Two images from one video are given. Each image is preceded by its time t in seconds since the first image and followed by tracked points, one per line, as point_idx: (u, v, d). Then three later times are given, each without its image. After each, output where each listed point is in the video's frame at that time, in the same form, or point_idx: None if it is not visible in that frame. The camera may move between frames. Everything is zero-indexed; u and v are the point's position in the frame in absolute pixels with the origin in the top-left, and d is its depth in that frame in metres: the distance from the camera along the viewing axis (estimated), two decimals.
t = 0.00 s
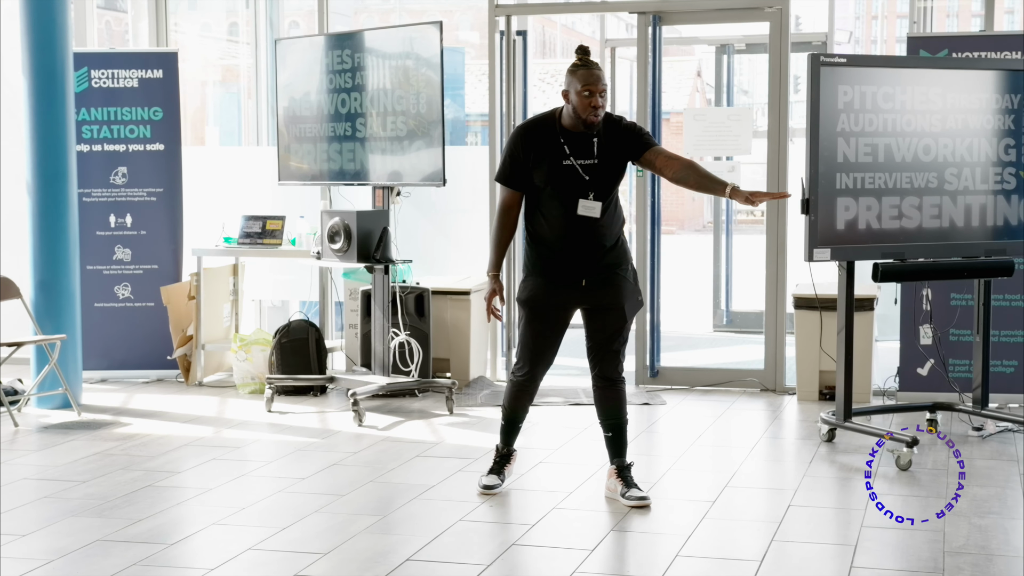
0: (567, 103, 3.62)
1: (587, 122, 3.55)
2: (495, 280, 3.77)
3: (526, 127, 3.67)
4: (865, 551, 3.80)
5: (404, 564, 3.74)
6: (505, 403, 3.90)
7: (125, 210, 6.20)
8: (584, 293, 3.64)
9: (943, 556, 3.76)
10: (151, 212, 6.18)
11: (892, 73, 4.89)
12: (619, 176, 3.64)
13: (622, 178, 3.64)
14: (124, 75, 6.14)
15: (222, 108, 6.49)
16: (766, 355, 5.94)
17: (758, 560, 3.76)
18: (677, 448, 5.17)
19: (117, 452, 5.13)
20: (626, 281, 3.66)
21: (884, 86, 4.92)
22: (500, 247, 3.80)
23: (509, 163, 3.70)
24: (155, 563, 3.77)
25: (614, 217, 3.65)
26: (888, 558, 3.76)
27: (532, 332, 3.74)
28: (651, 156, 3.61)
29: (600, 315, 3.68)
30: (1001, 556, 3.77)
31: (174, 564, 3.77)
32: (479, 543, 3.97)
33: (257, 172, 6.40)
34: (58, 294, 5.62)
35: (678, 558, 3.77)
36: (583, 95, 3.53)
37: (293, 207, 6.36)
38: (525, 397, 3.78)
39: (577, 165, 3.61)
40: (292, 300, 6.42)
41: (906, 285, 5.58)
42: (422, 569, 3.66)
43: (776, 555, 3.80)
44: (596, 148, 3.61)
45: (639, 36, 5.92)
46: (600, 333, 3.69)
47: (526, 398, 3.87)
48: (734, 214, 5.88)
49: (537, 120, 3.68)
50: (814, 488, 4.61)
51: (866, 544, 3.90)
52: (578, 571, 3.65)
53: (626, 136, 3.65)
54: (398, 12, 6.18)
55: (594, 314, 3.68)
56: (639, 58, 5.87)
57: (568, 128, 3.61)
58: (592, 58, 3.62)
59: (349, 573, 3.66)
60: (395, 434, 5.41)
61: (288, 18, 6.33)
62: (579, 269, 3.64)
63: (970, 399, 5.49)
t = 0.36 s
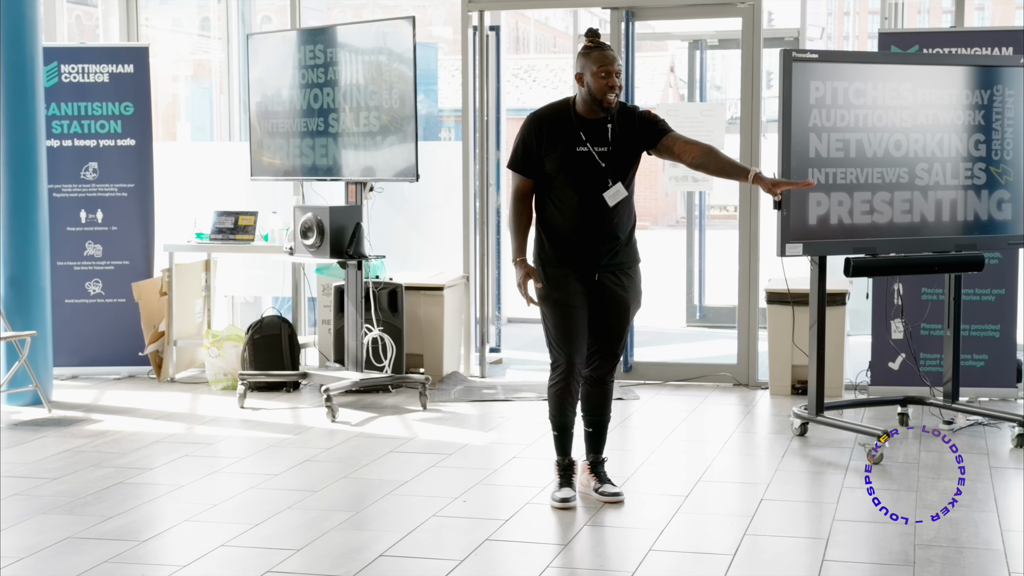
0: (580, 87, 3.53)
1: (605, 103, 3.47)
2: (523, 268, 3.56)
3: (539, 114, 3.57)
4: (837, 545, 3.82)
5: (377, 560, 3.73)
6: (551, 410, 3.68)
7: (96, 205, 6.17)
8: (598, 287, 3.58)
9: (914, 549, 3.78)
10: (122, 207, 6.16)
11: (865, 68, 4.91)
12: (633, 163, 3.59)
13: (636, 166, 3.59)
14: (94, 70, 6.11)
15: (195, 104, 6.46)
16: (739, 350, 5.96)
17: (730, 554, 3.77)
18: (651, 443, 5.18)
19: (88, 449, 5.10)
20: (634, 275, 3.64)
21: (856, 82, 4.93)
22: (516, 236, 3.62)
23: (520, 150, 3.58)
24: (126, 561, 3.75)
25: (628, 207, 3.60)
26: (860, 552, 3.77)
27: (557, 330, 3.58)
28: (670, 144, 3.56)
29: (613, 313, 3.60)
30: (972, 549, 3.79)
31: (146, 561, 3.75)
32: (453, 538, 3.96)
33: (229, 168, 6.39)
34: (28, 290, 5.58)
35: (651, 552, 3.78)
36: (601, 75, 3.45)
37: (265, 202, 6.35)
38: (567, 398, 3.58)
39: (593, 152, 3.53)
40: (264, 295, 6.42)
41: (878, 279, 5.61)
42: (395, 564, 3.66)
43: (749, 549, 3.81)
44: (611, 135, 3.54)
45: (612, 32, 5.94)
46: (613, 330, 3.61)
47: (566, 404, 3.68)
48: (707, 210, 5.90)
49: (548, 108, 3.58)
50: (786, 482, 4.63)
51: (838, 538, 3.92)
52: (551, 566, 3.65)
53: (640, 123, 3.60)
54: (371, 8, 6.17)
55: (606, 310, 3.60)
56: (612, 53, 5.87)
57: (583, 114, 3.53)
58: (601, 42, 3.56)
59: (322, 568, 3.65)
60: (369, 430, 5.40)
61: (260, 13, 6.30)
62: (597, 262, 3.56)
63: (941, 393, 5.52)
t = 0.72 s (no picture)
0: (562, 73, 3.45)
1: (595, 77, 3.38)
2: (500, 275, 3.51)
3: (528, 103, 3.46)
4: (807, 538, 3.84)
5: (349, 557, 3.72)
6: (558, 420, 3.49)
7: (64, 202, 6.13)
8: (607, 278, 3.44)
9: (884, 543, 3.80)
10: (90, 204, 6.12)
11: (835, 64, 4.92)
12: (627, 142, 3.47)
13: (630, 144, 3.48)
14: (61, 66, 6.07)
15: (164, 100, 6.43)
16: (710, 345, 5.98)
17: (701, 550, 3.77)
18: (622, 439, 5.18)
19: (56, 447, 5.07)
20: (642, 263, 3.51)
21: (825, 78, 4.94)
22: (504, 240, 3.51)
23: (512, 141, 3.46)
24: (95, 560, 3.72)
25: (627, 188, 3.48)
26: (829, 546, 3.79)
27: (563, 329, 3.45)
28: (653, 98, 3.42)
29: (624, 304, 3.47)
30: (941, 542, 3.81)
31: (115, 559, 3.73)
32: (425, 535, 3.95)
33: (198, 164, 6.36)
34: None
35: (622, 547, 3.77)
36: (584, 53, 3.38)
37: (235, 199, 6.34)
38: (573, 403, 3.41)
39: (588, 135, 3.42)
40: (234, 292, 6.40)
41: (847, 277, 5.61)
42: (367, 561, 3.65)
43: (720, 544, 3.82)
44: (604, 114, 3.43)
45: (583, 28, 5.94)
46: (625, 323, 3.48)
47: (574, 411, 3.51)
48: (678, 205, 5.90)
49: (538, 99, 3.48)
50: (757, 477, 4.65)
51: (808, 532, 3.93)
52: (522, 562, 3.64)
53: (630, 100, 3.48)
54: (342, 4, 6.15)
55: (617, 301, 3.47)
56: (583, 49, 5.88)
57: (573, 95, 3.43)
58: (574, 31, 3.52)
59: (292, 565, 3.63)
60: (340, 427, 5.39)
61: (230, 8, 6.29)
62: (602, 251, 3.42)
63: (910, 388, 5.55)
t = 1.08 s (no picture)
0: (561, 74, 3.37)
1: (590, 71, 3.28)
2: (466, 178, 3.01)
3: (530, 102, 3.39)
4: (778, 538, 3.85)
5: (320, 559, 3.71)
6: (541, 421, 3.54)
7: (32, 204, 6.10)
8: (605, 285, 3.36)
9: (854, 542, 3.82)
10: (59, 206, 6.08)
11: (807, 66, 4.95)
12: (632, 143, 3.35)
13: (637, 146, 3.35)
14: (29, 67, 6.03)
15: (133, 100, 6.40)
16: (681, 346, 5.98)
17: (672, 550, 3.76)
18: (594, 440, 5.19)
19: (25, 451, 5.03)
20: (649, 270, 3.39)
21: (795, 79, 4.96)
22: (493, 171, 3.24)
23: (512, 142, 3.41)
24: (65, 564, 3.70)
25: (629, 191, 3.36)
26: (800, 545, 3.80)
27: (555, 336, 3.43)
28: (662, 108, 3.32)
29: (624, 314, 3.39)
30: (911, 541, 3.82)
31: (85, 563, 3.71)
32: (398, 537, 3.94)
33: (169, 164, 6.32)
34: None
35: (595, 548, 3.77)
36: (577, 48, 3.30)
37: (205, 200, 6.30)
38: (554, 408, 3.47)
39: (588, 135, 3.32)
40: (205, 294, 6.37)
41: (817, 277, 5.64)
42: (339, 564, 3.64)
43: (691, 543, 3.82)
44: (607, 115, 3.33)
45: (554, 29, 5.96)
46: (627, 332, 3.40)
47: (561, 412, 3.55)
48: (650, 206, 5.93)
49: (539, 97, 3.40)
50: (728, 477, 4.66)
51: (779, 532, 3.94)
52: (494, 564, 3.64)
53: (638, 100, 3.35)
54: (313, 4, 6.15)
55: (618, 309, 3.39)
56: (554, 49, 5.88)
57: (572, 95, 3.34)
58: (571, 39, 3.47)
59: (263, 568, 3.62)
60: (311, 429, 5.37)
61: (200, 9, 6.25)
62: (600, 258, 3.34)
63: (880, 388, 5.57)
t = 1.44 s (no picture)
0: (594, 69, 3.31)
1: (627, 71, 3.25)
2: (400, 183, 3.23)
3: (554, 96, 3.33)
4: (749, 538, 3.85)
5: (291, 562, 3.69)
6: (534, 418, 3.61)
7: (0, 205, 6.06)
8: (610, 292, 3.38)
9: (824, 541, 3.83)
10: (27, 207, 6.05)
11: (780, 67, 4.95)
12: (654, 153, 3.35)
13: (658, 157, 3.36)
14: None
15: (102, 101, 6.37)
16: (653, 348, 6.02)
17: (643, 550, 3.75)
18: (566, 441, 5.19)
19: None
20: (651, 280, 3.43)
21: (765, 81, 4.95)
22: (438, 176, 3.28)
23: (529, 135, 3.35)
24: (33, 567, 3.67)
25: (645, 201, 3.36)
26: (771, 545, 3.80)
27: (551, 337, 3.47)
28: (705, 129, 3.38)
29: (622, 321, 3.43)
30: (881, 540, 3.83)
31: (53, 567, 3.68)
32: (370, 539, 3.93)
33: (140, 166, 6.34)
34: None
35: (567, 548, 3.76)
36: (614, 45, 3.26)
37: (175, 201, 6.30)
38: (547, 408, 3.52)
39: (612, 139, 3.30)
40: (175, 296, 6.38)
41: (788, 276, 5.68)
42: (310, 566, 3.63)
43: (663, 544, 3.82)
44: (633, 121, 3.31)
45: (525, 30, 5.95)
46: (624, 338, 3.44)
47: (555, 412, 3.60)
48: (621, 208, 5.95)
49: (564, 92, 3.34)
50: (699, 477, 4.67)
51: (750, 531, 3.95)
52: (465, 565, 3.63)
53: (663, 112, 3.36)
54: (284, 4, 6.12)
55: (616, 315, 3.42)
56: (525, 49, 5.89)
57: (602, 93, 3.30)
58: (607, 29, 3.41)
59: (234, 571, 3.60)
60: (282, 431, 5.35)
61: (169, 9, 6.25)
62: (607, 266, 3.36)
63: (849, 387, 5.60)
